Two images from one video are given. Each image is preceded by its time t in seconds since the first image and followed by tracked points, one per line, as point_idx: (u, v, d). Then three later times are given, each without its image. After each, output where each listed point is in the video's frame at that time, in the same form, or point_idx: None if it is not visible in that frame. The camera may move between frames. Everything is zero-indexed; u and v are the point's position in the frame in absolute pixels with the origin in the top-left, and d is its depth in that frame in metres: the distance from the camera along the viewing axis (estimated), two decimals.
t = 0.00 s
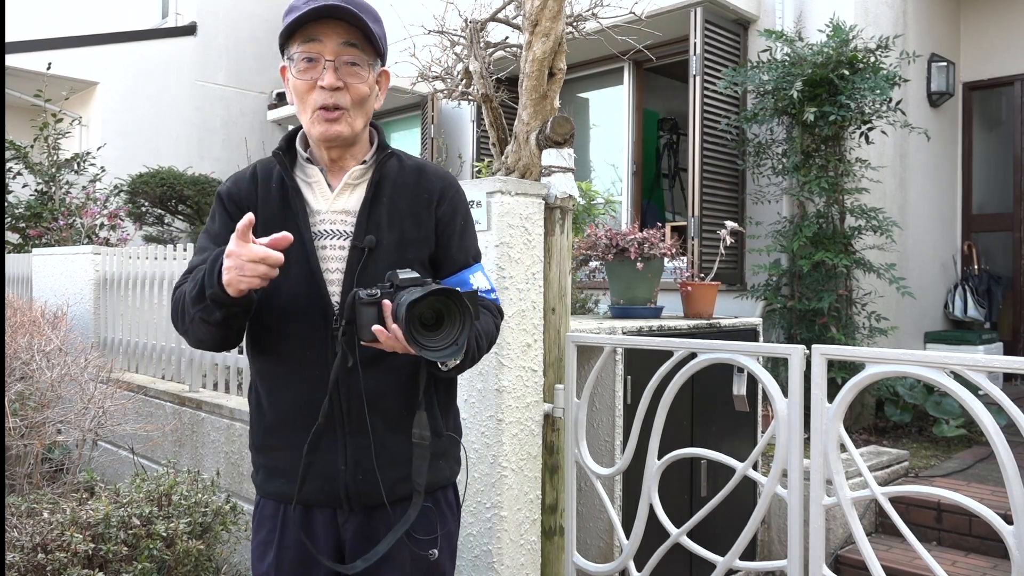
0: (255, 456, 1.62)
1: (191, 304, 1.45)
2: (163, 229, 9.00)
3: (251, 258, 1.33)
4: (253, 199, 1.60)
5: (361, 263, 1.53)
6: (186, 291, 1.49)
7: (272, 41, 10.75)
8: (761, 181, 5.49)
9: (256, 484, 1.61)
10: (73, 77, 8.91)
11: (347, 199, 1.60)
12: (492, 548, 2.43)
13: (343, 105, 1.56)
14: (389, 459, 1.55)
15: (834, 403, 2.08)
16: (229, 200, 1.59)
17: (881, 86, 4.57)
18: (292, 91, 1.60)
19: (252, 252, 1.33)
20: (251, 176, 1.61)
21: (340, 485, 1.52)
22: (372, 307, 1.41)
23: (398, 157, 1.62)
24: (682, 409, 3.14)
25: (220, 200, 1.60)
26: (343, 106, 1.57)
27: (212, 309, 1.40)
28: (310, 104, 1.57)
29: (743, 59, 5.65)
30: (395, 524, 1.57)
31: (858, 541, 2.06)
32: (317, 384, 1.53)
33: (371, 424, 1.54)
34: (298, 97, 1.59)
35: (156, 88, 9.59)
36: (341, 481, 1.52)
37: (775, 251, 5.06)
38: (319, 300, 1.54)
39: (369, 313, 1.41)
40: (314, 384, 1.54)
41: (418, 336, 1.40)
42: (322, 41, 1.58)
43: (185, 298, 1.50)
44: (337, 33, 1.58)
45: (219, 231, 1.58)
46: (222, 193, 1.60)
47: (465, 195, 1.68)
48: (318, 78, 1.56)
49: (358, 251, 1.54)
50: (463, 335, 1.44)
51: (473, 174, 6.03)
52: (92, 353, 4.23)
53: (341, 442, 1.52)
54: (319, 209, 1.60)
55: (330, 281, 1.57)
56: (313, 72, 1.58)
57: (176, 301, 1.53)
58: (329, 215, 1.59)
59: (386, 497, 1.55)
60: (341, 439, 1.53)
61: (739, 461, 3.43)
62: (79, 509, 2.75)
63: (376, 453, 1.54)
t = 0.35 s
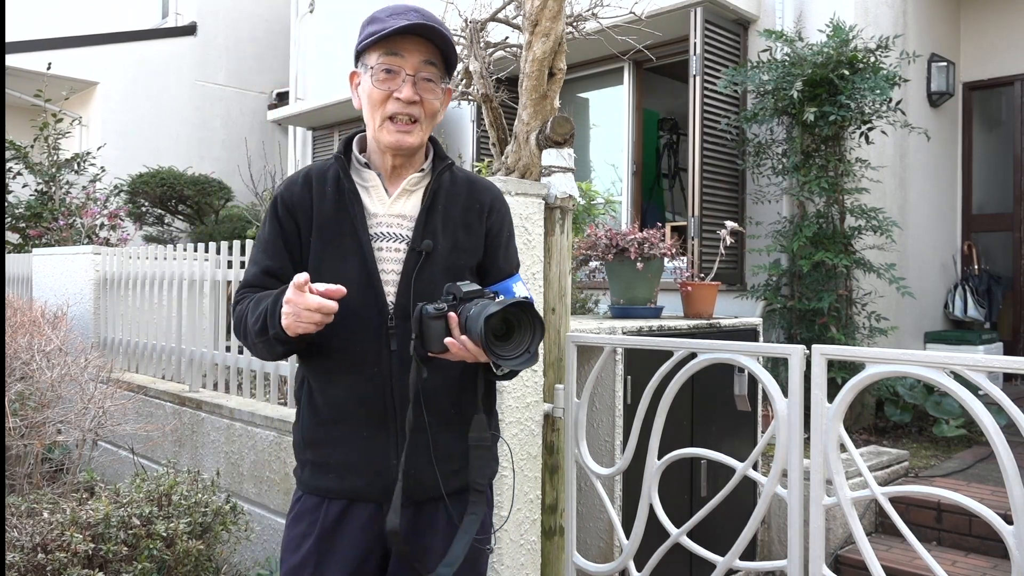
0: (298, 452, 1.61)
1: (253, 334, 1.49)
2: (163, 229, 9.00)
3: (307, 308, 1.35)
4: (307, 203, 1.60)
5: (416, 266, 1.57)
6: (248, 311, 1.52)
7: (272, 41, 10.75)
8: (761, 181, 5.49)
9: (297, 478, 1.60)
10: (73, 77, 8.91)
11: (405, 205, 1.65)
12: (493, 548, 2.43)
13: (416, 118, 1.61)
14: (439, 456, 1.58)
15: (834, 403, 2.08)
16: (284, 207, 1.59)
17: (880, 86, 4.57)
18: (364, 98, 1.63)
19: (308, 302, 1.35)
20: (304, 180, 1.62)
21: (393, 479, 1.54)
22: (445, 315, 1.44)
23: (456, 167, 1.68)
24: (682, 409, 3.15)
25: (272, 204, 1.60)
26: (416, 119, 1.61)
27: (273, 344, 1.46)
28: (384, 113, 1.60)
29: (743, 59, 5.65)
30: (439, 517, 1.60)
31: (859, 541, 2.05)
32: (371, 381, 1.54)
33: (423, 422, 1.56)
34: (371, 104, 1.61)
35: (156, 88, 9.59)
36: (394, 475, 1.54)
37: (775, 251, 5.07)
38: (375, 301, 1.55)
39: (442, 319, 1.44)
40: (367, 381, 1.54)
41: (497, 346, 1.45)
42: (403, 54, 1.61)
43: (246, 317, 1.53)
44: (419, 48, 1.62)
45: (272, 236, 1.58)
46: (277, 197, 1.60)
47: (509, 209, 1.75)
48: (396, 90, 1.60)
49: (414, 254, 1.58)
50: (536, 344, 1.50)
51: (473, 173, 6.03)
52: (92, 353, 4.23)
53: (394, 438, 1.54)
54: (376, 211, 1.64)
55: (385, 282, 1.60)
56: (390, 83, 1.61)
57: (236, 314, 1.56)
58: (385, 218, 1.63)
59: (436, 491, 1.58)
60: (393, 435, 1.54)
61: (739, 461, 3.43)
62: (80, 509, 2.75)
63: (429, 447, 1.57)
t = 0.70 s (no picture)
0: (315, 446, 1.61)
1: (275, 318, 1.49)
2: (163, 229, 9.00)
3: (330, 289, 1.34)
4: (335, 199, 1.61)
5: (444, 265, 1.58)
6: (271, 298, 1.53)
7: (272, 41, 10.76)
8: (761, 181, 5.50)
9: (313, 473, 1.60)
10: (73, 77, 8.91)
11: (434, 204, 1.66)
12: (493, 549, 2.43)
13: (452, 117, 1.62)
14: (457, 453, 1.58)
15: (833, 402, 2.08)
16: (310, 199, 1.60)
17: (881, 86, 4.58)
18: (400, 96, 1.63)
19: (331, 282, 1.34)
20: (331, 175, 1.63)
21: (411, 476, 1.54)
22: (479, 315, 1.48)
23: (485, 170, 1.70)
24: (682, 409, 3.15)
25: (298, 197, 1.61)
26: (452, 118, 1.62)
27: (295, 327, 1.46)
28: (421, 111, 1.61)
29: (743, 59, 5.65)
30: (456, 516, 1.59)
31: (858, 541, 2.05)
32: (393, 377, 1.55)
33: (443, 419, 1.57)
34: (408, 102, 1.62)
35: (156, 88, 9.59)
36: (412, 472, 1.53)
37: (775, 251, 5.07)
38: (401, 297, 1.56)
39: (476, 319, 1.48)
40: (390, 377, 1.55)
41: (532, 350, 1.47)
42: (443, 55, 1.62)
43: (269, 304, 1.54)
44: (458, 50, 1.64)
45: (298, 228, 1.60)
46: (304, 191, 1.61)
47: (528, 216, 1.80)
48: (434, 88, 1.61)
49: (442, 253, 1.59)
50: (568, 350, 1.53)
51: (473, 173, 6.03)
52: (92, 353, 4.23)
53: (414, 435, 1.54)
54: (404, 208, 1.64)
55: (411, 279, 1.60)
56: (429, 82, 1.61)
57: (259, 303, 1.58)
58: (412, 216, 1.63)
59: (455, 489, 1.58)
60: (414, 431, 1.54)
61: (739, 461, 3.43)
62: (79, 509, 2.75)
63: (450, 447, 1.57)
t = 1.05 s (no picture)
0: (297, 452, 1.58)
1: (268, 296, 1.41)
2: (163, 229, 9.00)
3: (341, 242, 1.32)
4: (321, 197, 1.59)
5: (437, 271, 1.61)
6: (260, 283, 1.45)
7: (271, 41, 10.76)
8: (761, 181, 5.50)
9: (296, 480, 1.57)
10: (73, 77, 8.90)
11: (423, 208, 1.68)
12: (494, 548, 2.43)
13: (454, 129, 1.64)
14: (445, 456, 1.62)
15: (833, 403, 2.08)
16: (295, 193, 1.56)
17: (880, 86, 4.58)
18: (403, 98, 1.61)
19: (343, 235, 1.32)
20: (318, 169, 1.60)
21: (404, 480, 1.56)
22: (482, 322, 1.52)
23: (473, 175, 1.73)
24: (682, 409, 3.15)
25: (280, 190, 1.56)
26: (453, 127, 1.64)
27: (293, 299, 1.38)
28: (425, 118, 1.60)
29: (742, 59, 5.65)
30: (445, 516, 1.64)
31: (858, 541, 2.05)
32: (386, 382, 1.55)
33: (432, 422, 1.60)
34: (411, 106, 1.60)
35: (156, 88, 9.59)
36: (406, 476, 1.56)
37: (775, 251, 5.06)
38: (397, 298, 1.57)
39: (479, 326, 1.52)
40: (382, 382, 1.55)
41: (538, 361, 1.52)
42: (452, 64, 1.62)
43: (257, 291, 1.46)
44: (465, 60, 1.65)
45: (282, 220, 1.54)
46: (287, 184, 1.57)
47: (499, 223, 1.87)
48: (441, 96, 1.60)
49: (435, 259, 1.61)
50: (572, 359, 1.57)
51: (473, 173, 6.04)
52: (92, 353, 4.23)
53: (408, 438, 1.57)
54: (394, 211, 1.65)
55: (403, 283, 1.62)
56: (436, 89, 1.60)
57: (242, 295, 1.50)
58: (403, 220, 1.64)
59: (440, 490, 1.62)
60: (408, 435, 1.57)
61: (739, 461, 3.43)
62: (80, 509, 2.76)
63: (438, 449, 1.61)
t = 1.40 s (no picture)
0: (246, 461, 1.58)
1: (215, 309, 1.39)
2: (163, 229, 9.00)
3: (295, 256, 1.29)
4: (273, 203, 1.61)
5: (388, 275, 1.71)
6: (207, 294, 1.43)
7: (271, 41, 10.76)
8: (762, 181, 5.50)
9: (246, 489, 1.58)
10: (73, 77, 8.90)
11: (372, 213, 1.76)
12: (493, 548, 2.43)
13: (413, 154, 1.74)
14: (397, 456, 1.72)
15: (833, 403, 2.08)
16: (245, 197, 1.56)
17: (881, 86, 4.58)
18: (381, 116, 1.65)
19: (296, 250, 1.29)
20: (268, 173, 1.61)
21: (364, 480, 1.64)
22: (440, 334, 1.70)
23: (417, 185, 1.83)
24: (682, 409, 3.15)
25: (228, 193, 1.56)
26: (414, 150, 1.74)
27: (244, 314, 1.36)
28: (398, 141, 1.68)
29: (743, 58, 5.65)
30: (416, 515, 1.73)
31: (859, 541, 2.05)
32: (345, 388, 1.61)
33: (387, 424, 1.69)
34: (388, 126, 1.65)
35: (156, 88, 9.59)
36: (365, 477, 1.64)
37: (775, 251, 5.06)
38: (352, 303, 1.63)
39: (438, 337, 1.70)
40: (342, 388, 1.61)
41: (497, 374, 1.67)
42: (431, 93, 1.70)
43: (204, 299, 1.43)
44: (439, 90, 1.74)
45: (230, 224, 1.54)
46: (235, 187, 1.56)
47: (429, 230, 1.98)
48: (416, 124, 1.69)
49: (386, 264, 1.72)
50: (527, 370, 1.73)
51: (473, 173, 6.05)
52: (92, 353, 4.24)
53: (365, 440, 1.64)
54: (345, 217, 1.71)
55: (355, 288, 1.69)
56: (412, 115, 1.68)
57: (185, 302, 1.46)
58: (355, 225, 1.71)
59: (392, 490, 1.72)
60: (365, 437, 1.64)
61: (739, 461, 3.43)
62: (79, 509, 2.76)
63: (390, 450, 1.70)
